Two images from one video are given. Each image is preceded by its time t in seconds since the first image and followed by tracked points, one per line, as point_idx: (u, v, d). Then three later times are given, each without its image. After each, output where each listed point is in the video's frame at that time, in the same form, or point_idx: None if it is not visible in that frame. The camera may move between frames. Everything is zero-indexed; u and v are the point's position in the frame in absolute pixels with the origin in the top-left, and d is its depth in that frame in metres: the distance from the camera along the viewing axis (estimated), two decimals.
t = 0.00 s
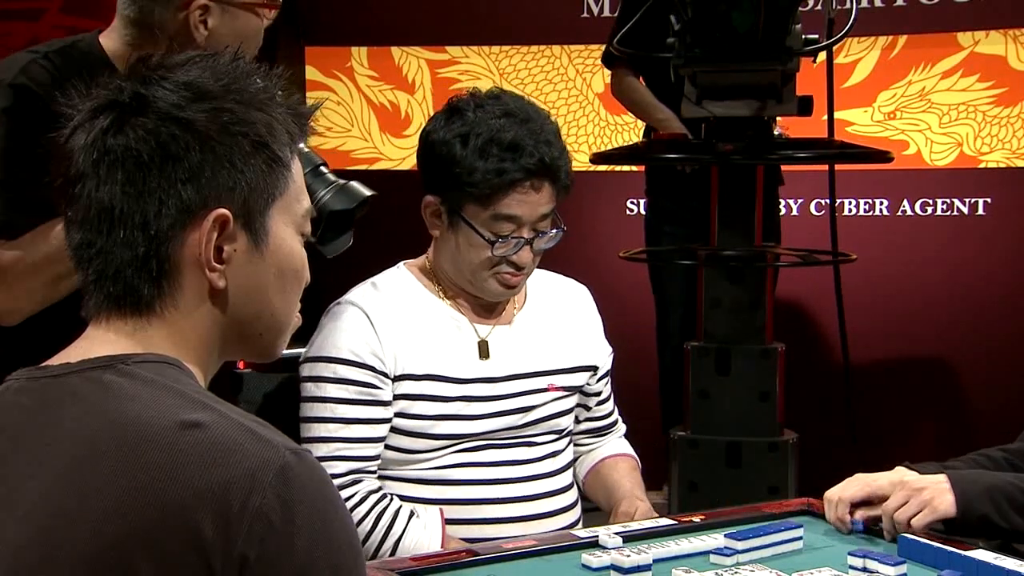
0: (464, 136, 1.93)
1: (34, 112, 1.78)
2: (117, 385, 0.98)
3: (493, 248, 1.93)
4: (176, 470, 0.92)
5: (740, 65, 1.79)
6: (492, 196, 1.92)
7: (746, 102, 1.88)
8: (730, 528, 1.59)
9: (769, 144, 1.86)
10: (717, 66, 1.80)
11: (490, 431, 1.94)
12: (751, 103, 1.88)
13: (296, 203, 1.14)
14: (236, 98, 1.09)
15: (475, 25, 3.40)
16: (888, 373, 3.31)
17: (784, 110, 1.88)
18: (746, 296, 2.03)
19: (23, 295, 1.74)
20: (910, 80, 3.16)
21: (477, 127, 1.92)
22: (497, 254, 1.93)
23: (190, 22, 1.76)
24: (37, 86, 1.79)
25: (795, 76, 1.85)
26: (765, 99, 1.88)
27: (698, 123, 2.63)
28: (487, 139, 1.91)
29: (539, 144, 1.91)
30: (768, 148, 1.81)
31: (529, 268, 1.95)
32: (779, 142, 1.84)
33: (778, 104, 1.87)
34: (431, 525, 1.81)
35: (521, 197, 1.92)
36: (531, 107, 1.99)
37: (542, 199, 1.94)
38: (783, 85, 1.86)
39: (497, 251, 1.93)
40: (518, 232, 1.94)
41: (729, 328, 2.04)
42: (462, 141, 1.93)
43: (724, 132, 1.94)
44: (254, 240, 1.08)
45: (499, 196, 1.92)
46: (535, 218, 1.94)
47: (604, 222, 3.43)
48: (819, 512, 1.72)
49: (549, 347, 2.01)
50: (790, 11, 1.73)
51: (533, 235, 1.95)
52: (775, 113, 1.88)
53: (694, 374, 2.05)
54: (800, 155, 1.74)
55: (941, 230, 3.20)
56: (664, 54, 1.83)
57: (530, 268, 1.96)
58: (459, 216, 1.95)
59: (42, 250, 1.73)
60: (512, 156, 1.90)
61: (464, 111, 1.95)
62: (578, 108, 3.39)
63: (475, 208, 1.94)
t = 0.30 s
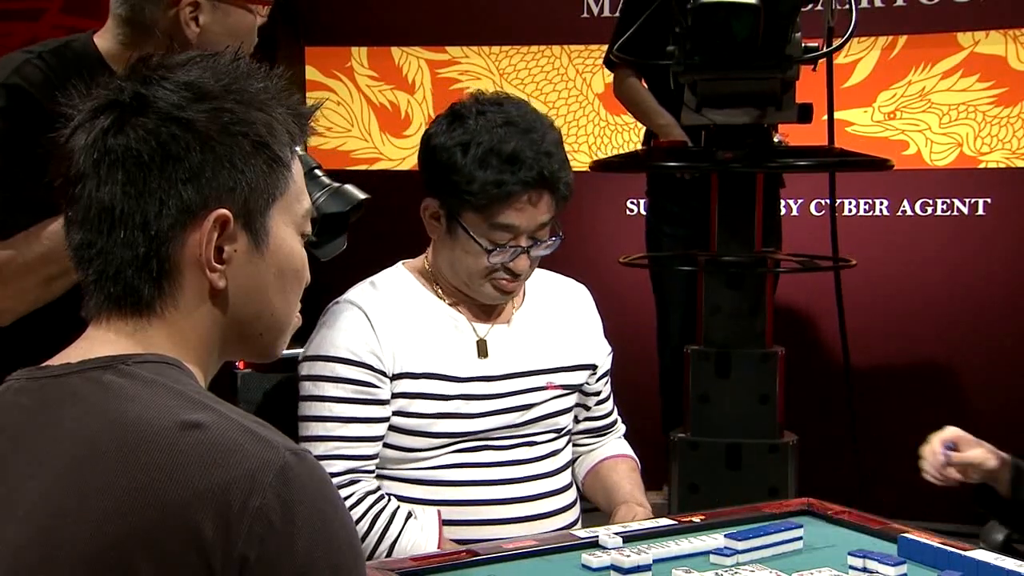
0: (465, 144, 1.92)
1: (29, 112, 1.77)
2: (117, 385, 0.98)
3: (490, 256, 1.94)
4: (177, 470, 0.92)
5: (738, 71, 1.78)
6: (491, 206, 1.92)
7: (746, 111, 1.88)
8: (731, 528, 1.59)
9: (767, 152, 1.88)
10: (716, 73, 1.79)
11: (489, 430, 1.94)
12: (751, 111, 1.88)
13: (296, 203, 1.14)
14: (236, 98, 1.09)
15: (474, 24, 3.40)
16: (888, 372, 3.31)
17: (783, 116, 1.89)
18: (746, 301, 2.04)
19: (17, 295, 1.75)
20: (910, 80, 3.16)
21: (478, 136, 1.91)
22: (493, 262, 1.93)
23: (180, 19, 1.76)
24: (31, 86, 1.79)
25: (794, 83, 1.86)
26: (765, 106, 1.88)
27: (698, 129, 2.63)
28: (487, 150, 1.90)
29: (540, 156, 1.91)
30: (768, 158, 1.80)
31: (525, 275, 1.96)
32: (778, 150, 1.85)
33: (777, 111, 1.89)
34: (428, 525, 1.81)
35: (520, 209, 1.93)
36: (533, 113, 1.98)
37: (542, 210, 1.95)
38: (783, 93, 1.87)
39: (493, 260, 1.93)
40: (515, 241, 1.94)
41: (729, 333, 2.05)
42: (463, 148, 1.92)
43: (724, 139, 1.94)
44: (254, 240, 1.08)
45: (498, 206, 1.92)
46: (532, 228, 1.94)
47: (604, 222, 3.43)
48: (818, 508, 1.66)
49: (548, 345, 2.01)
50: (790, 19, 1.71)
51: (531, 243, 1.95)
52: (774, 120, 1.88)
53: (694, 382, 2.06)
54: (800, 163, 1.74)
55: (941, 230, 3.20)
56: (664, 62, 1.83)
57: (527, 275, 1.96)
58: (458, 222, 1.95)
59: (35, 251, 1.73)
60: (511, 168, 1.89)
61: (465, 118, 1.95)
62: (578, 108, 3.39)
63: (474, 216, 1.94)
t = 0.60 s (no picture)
0: (472, 151, 1.91)
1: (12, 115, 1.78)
2: (117, 385, 0.98)
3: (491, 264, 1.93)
4: (176, 470, 0.92)
5: (736, 82, 1.72)
6: (494, 214, 1.91)
7: (746, 122, 1.83)
8: (731, 528, 1.59)
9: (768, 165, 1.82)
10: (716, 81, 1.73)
11: (489, 429, 1.94)
12: (751, 122, 1.83)
13: (296, 203, 1.14)
14: (236, 98, 1.09)
15: (474, 24, 3.40)
16: (888, 373, 3.31)
17: (782, 128, 1.84)
18: (745, 309, 1.92)
19: None
20: (910, 80, 3.16)
21: (486, 144, 1.90)
22: (494, 270, 1.93)
23: (154, 20, 1.75)
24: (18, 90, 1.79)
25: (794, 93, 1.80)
26: (764, 117, 1.83)
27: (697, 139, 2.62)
28: (494, 158, 1.89)
29: (546, 167, 1.91)
30: (766, 168, 1.78)
31: (524, 282, 1.96)
32: (779, 162, 1.82)
33: (777, 122, 1.84)
34: (426, 525, 1.82)
35: (524, 220, 1.93)
36: (542, 121, 1.97)
37: (545, 220, 1.95)
38: (782, 104, 1.82)
39: (494, 268, 1.93)
40: (518, 249, 1.95)
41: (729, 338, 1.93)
42: (470, 156, 1.91)
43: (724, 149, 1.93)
44: (254, 240, 1.08)
45: (503, 215, 1.92)
46: (535, 237, 1.95)
47: (604, 223, 3.43)
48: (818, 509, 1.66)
49: (548, 344, 2.01)
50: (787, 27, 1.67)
51: (532, 251, 1.96)
52: (774, 131, 1.84)
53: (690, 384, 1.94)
54: (800, 174, 1.73)
55: (941, 230, 3.21)
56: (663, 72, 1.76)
57: (527, 281, 1.97)
58: (461, 226, 1.94)
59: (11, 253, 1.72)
60: (517, 178, 1.89)
61: (473, 123, 1.94)
62: (578, 108, 3.39)
63: (478, 223, 1.94)
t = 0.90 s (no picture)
0: (471, 148, 1.91)
1: None
2: (117, 385, 0.98)
3: (492, 260, 1.92)
4: (176, 470, 0.92)
5: (737, 91, 1.73)
6: (495, 210, 1.90)
7: (745, 135, 1.79)
8: (731, 528, 1.59)
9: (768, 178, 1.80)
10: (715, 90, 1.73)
11: (489, 429, 1.94)
12: (750, 135, 1.79)
13: (296, 203, 1.14)
14: (236, 99, 1.09)
15: (474, 24, 3.40)
16: (888, 373, 3.31)
17: (782, 140, 1.80)
18: (745, 318, 1.92)
19: None
20: (910, 80, 3.16)
21: (485, 140, 1.90)
22: (495, 266, 1.92)
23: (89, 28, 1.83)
24: None
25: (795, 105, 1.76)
26: (764, 129, 1.79)
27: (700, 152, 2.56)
28: (493, 154, 1.89)
29: (547, 162, 1.90)
30: (767, 183, 1.74)
31: (526, 279, 1.95)
32: (779, 173, 1.80)
33: (776, 134, 1.80)
34: (426, 526, 1.82)
35: (525, 214, 1.92)
36: (542, 119, 1.97)
37: (546, 216, 1.94)
38: (782, 117, 1.78)
39: (495, 264, 1.92)
40: (519, 245, 1.93)
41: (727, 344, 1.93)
42: (469, 152, 1.91)
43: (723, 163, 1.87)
44: (254, 240, 1.08)
45: (503, 210, 1.91)
46: (536, 234, 1.94)
47: (604, 223, 3.43)
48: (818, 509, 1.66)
49: (549, 343, 2.01)
50: (788, 37, 1.68)
51: (533, 248, 1.94)
52: (774, 143, 1.79)
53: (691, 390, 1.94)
54: (800, 187, 1.71)
55: (941, 230, 3.21)
56: (662, 81, 1.76)
57: (528, 279, 1.96)
58: (461, 222, 1.94)
59: None
60: (516, 173, 1.89)
61: (473, 121, 1.94)
62: (578, 108, 3.39)
63: (478, 219, 1.93)
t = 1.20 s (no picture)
0: (457, 128, 1.93)
1: None
2: (116, 385, 0.98)
3: (492, 237, 1.90)
4: (175, 471, 0.92)
5: (738, 103, 1.72)
6: (486, 182, 1.90)
7: (741, 149, 1.78)
8: (730, 528, 1.59)
9: (767, 193, 1.77)
10: (715, 101, 1.73)
11: (488, 431, 1.93)
12: (748, 150, 1.78)
13: (294, 203, 1.14)
14: (235, 98, 1.09)
15: (473, 24, 3.41)
16: (887, 373, 3.32)
17: (779, 156, 1.79)
18: (744, 329, 1.90)
19: None
20: (908, 80, 3.17)
21: (470, 117, 1.92)
22: (496, 242, 1.90)
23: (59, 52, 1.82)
24: None
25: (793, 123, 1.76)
26: (761, 145, 1.78)
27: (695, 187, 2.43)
28: (479, 128, 1.90)
29: (531, 131, 1.91)
30: (765, 200, 1.71)
31: (529, 258, 1.93)
32: (777, 190, 1.77)
33: (774, 150, 1.79)
34: (424, 529, 1.82)
35: (518, 182, 1.91)
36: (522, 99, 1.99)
37: (538, 186, 1.93)
38: (781, 132, 1.78)
39: (496, 240, 1.90)
40: (516, 220, 1.93)
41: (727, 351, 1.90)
42: (456, 132, 1.92)
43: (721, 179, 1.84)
44: (253, 239, 1.08)
45: (494, 183, 1.91)
46: (532, 207, 1.93)
47: (604, 223, 3.44)
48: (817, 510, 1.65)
49: (549, 344, 2.01)
50: (785, 53, 1.68)
51: (532, 224, 1.93)
52: (772, 159, 1.78)
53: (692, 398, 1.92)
54: (797, 205, 1.64)
55: (939, 230, 3.21)
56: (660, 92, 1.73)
57: (531, 258, 1.94)
58: (456, 206, 1.93)
59: None
60: (504, 141, 1.89)
61: (456, 105, 1.95)
62: (577, 108, 3.39)
63: (471, 197, 1.92)
